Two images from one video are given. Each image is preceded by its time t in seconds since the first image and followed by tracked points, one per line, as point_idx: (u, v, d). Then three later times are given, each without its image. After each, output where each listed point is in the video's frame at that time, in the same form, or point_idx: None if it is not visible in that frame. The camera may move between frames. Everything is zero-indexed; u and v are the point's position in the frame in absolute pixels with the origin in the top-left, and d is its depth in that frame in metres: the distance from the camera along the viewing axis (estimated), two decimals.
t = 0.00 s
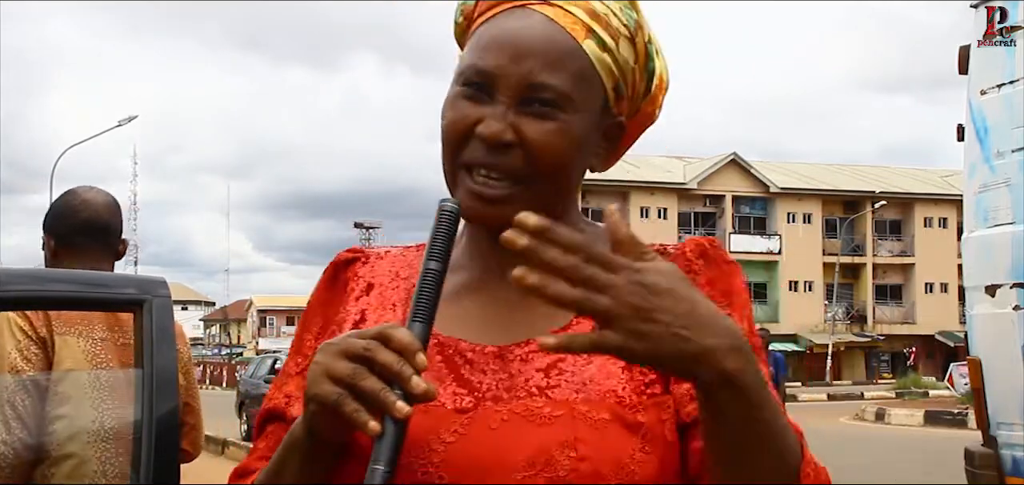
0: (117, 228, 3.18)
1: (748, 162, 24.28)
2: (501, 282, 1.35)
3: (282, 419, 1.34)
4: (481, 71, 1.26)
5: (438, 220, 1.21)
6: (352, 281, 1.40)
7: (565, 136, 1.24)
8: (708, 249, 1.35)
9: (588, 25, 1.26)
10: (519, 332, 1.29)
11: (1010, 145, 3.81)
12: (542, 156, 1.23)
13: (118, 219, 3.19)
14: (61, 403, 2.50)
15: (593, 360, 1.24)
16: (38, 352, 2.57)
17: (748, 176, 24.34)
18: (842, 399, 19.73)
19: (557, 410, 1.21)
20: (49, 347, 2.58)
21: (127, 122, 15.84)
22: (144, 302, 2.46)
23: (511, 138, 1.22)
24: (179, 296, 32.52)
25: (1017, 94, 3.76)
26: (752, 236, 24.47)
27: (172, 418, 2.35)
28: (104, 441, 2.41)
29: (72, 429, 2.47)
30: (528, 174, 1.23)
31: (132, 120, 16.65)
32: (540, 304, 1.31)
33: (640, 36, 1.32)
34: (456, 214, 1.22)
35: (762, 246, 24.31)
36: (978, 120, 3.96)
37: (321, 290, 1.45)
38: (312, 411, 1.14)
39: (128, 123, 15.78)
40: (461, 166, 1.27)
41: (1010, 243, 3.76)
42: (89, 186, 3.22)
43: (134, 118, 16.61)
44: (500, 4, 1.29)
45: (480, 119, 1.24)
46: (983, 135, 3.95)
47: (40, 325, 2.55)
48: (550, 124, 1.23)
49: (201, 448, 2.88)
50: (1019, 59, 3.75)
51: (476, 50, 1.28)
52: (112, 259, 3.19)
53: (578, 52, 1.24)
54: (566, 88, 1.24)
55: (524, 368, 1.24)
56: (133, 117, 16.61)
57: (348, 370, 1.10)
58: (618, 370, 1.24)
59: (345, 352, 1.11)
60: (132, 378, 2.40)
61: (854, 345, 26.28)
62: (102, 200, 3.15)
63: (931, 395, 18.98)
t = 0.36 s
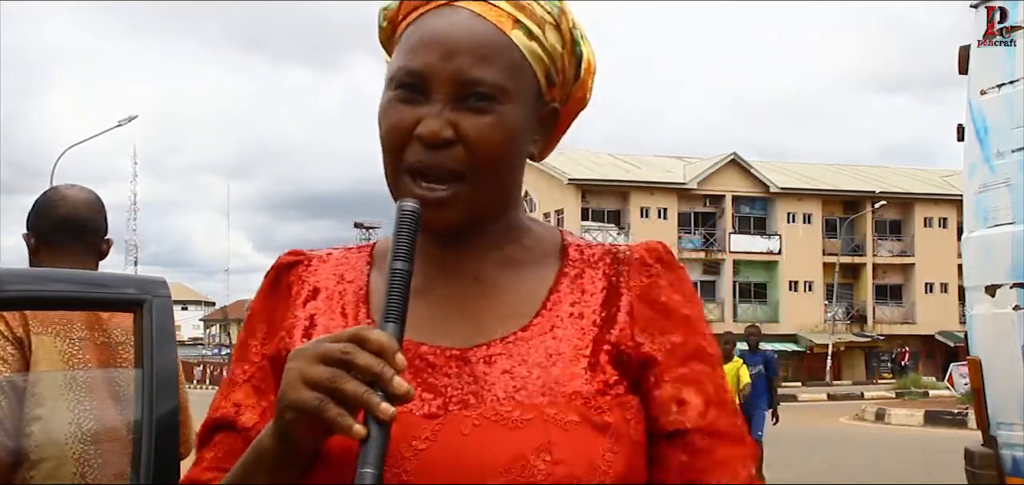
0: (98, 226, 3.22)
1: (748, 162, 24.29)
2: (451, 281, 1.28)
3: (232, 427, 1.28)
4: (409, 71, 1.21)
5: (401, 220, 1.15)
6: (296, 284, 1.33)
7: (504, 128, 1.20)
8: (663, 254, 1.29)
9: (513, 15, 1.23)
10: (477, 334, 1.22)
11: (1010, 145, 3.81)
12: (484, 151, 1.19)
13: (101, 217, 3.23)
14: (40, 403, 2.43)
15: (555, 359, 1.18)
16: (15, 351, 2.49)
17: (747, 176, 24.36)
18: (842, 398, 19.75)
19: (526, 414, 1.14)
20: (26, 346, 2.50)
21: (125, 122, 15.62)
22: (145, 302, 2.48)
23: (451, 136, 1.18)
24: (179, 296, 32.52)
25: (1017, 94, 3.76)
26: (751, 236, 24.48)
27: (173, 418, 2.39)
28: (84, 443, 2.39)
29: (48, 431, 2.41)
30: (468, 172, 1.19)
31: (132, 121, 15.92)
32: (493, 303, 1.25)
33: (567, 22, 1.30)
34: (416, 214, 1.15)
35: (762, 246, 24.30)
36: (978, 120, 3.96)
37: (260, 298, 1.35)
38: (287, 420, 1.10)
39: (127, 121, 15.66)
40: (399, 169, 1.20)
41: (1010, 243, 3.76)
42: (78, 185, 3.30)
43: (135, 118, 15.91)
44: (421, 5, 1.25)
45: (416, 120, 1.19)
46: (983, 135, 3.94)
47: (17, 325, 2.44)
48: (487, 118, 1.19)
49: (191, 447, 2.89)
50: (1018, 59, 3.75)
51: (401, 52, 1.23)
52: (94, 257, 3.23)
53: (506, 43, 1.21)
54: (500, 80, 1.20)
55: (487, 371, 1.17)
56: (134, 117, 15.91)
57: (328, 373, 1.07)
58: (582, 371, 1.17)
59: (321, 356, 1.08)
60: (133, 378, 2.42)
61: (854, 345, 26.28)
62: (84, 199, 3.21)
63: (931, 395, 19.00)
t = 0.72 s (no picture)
0: (92, 225, 3.21)
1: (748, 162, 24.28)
2: (428, 282, 1.28)
3: (201, 435, 1.26)
4: (379, 69, 1.19)
5: (395, 238, 1.13)
6: (263, 282, 1.30)
7: (480, 118, 1.20)
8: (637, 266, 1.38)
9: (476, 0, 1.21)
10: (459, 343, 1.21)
11: (1010, 145, 3.81)
12: (462, 143, 1.19)
13: (94, 217, 3.23)
14: (29, 406, 2.45)
15: (547, 367, 1.20)
16: (4, 352, 2.44)
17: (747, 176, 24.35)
18: (842, 399, 19.76)
19: (525, 429, 1.16)
20: (14, 346, 2.44)
21: (128, 124, 14.80)
22: (145, 302, 2.49)
23: (428, 132, 1.17)
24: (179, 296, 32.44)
25: (1017, 94, 3.77)
26: (752, 236, 24.48)
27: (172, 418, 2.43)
28: (72, 444, 2.48)
29: (37, 432, 2.45)
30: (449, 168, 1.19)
31: (132, 121, 14.73)
32: (476, 306, 1.26)
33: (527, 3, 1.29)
34: (412, 232, 1.14)
35: (762, 246, 24.30)
36: (978, 120, 3.96)
37: (222, 293, 1.31)
38: (287, 451, 1.07)
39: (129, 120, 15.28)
40: (381, 179, 1.19)
41: (1010, 243, 3.76)
42: (73, 185, 3.31)
43: (135, 117, 14.69)
44: None
45: (392, 118, 1.18)
46: (983, 135, 3.94)
47: (6, 326, 2.40)
48: (463, 109, 1.19)
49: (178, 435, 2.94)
50: (1018, 59, 3.75)
51: (365, 48, 1.21)
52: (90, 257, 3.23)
53: (473, 31, 1.20)
54: (473, 69, 1.20)
55: (481, 382, 1.18)
56: (134, 117, 14.67)
57: (327, 405, 1.04)
58: (571, 381, 1.20)
59: (320, 386, 1.04)
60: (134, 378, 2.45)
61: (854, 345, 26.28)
62: (77, 199, 3.22)
63: (931, 395, 19.01)
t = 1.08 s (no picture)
0: (92, 227, 3.21)
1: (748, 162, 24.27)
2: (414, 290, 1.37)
3: (193, 452, 1.32)
4: (362, 54, 1.30)
5: (424, 245, 1.21)
6: (242, 292, 1.36)
7: (462, 92, 1.33)
8: (596, 251, 1.49)
9: None
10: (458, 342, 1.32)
11: (1010, 145, 3.82)
12: (451, 114, 1.31)
13: (95, 218, 3.23)
14: (31, 406, 2.48)
15: (539, 362, 1.32)
16: (5, 353, 2.45)
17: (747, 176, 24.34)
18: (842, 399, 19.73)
19: (533, 428, 1.27)
20: (15, 347, 2.45)
21: (128, 122, 14.82)
22: (144, 302, 2.48)
23: (420, 106, 1.29)
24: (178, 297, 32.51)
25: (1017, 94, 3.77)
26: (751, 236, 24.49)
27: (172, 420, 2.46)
28: (72, 445, 2.50)
29: (38, 433, 2.48)
30: (438, 138, 1.30)
31: (132, 121, 14.85)
32: (458, 306, 1.36)
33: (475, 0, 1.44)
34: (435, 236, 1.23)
35: (762, 246, 24.31)
36: (978, 120, 3.96)
37: (199, 304, 1.37)
38: (347, 460, 1.14)
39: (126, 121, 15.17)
40: (369, 150, 1.29)
41: (1010, 243, 3.77)
42: (75, 185, 3.31)
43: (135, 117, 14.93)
44: None
45: (380, 98, 1.29)
46: (983, 135, 3.94)
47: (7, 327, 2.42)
48: (447, 83, 1.32)
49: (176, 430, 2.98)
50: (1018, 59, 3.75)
51: (344, 38, 1.32)
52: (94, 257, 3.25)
53: (440, 16, 1.34)
54: (448, 47, 1.32)
55: (477, 383, 1.28)
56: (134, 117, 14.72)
57: (396, 412, 1.13)
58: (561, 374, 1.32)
59: (380, 395, 1.13)
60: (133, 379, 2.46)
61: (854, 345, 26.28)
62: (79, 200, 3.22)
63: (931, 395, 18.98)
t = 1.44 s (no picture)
0: (101, 229, 3.20)
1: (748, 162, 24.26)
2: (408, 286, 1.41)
3: (185, 445, 1.34)
4: (355, 67, 1.33)
5: (377, 228, 1.21)
6: (237, 290, 1.41)
7: (453, 104, 1.35)
8: (599, 254, 1.51)
9: (430, 3, 1.37)
10: (438, 331, 1.36)
11: (1010, 145, 3.81)
12: (441, 125, 1.33)
13: (104, 220, 3.21)
14: (42, 405, 2.47)
15: (522, 353, 1.34)
16: (17, 352, 2.45)
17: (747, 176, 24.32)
18: (843, 399, 19.72)
19: (506, 411, 1.30)
20: (27, 346, 2.45)
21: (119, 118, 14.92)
22: (144, 302, 2.48)
23: (411, 118, 1.31)
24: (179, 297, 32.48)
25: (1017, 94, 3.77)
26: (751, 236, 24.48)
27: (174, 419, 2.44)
28: (83, 443, 2.48)
29: (49, 431, 2.48)
30: (429, 148, 1.33)
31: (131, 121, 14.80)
32: (450, 302, 1.40)
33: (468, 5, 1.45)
34: (392, 219, 1.23)
35: (762, 246, 24.31)
36: (978, 120, 3.96)
37: (197, 304, 1.43)
38: (286, 436, 1.18)
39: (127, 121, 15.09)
40: (363, 161, 1.32)
41: (1010, 243, 3.77)
42: (86, 188, 3.31)
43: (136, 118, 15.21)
44: (336, 11, 1.37)
45: (373, 110, 1.31)
46: (983, 135, 3.93)
47: (19, 326, 2.42)
48: (439, 95, 1.34)
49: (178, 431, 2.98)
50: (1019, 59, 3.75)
51: (339, 50, 1.34)
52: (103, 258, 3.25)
53: (433, 26, 1.36)
54: (440, 58, 1.35)
55: (462, 371, 1.31)
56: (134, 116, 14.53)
57: (327, 388, 1.15)
58: (546, 364, 1.34)
59: (317, 372, 1.16)
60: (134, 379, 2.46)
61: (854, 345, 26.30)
62: (88, 203, 3.20)
63: (931, 395, 18.98)
